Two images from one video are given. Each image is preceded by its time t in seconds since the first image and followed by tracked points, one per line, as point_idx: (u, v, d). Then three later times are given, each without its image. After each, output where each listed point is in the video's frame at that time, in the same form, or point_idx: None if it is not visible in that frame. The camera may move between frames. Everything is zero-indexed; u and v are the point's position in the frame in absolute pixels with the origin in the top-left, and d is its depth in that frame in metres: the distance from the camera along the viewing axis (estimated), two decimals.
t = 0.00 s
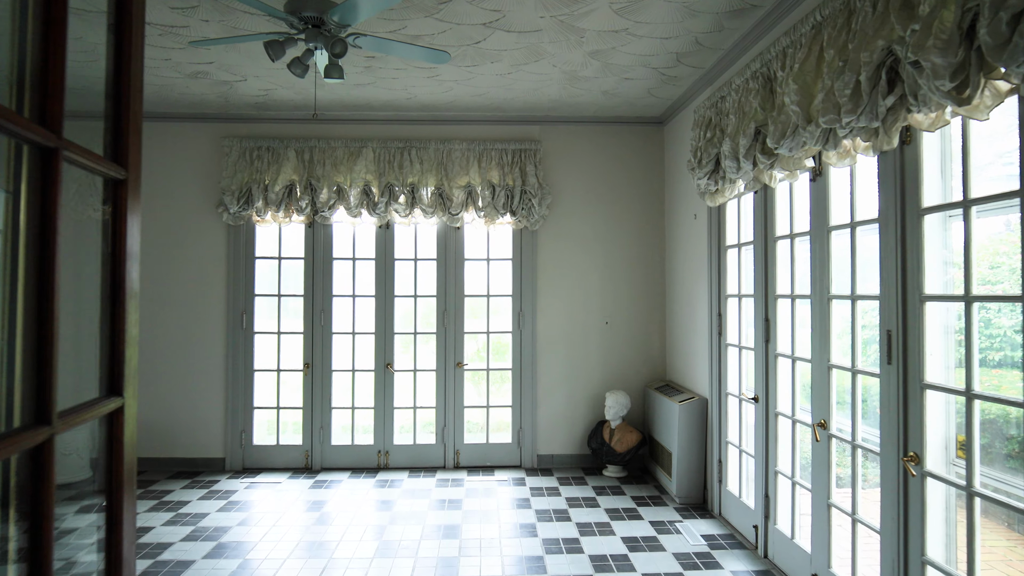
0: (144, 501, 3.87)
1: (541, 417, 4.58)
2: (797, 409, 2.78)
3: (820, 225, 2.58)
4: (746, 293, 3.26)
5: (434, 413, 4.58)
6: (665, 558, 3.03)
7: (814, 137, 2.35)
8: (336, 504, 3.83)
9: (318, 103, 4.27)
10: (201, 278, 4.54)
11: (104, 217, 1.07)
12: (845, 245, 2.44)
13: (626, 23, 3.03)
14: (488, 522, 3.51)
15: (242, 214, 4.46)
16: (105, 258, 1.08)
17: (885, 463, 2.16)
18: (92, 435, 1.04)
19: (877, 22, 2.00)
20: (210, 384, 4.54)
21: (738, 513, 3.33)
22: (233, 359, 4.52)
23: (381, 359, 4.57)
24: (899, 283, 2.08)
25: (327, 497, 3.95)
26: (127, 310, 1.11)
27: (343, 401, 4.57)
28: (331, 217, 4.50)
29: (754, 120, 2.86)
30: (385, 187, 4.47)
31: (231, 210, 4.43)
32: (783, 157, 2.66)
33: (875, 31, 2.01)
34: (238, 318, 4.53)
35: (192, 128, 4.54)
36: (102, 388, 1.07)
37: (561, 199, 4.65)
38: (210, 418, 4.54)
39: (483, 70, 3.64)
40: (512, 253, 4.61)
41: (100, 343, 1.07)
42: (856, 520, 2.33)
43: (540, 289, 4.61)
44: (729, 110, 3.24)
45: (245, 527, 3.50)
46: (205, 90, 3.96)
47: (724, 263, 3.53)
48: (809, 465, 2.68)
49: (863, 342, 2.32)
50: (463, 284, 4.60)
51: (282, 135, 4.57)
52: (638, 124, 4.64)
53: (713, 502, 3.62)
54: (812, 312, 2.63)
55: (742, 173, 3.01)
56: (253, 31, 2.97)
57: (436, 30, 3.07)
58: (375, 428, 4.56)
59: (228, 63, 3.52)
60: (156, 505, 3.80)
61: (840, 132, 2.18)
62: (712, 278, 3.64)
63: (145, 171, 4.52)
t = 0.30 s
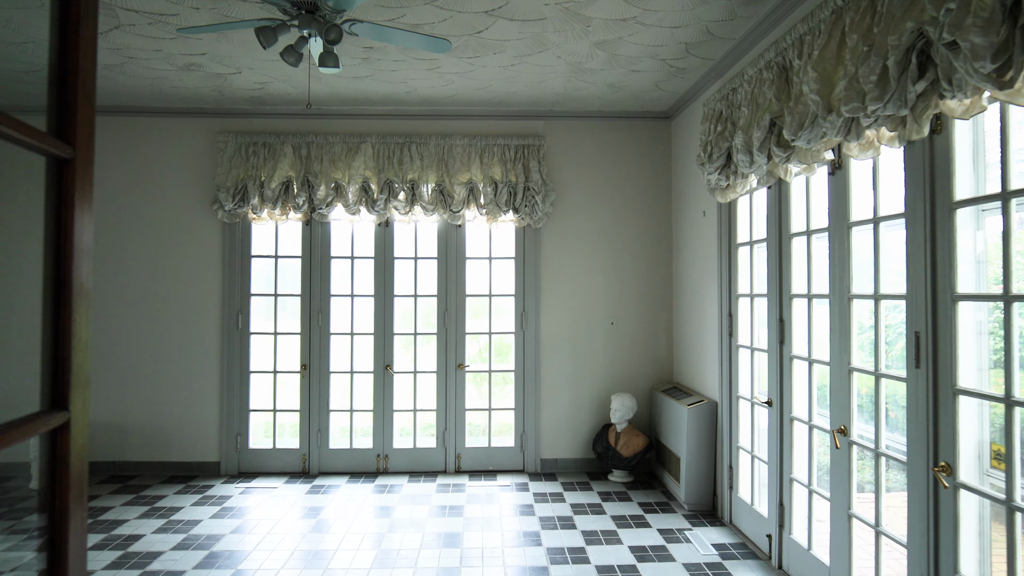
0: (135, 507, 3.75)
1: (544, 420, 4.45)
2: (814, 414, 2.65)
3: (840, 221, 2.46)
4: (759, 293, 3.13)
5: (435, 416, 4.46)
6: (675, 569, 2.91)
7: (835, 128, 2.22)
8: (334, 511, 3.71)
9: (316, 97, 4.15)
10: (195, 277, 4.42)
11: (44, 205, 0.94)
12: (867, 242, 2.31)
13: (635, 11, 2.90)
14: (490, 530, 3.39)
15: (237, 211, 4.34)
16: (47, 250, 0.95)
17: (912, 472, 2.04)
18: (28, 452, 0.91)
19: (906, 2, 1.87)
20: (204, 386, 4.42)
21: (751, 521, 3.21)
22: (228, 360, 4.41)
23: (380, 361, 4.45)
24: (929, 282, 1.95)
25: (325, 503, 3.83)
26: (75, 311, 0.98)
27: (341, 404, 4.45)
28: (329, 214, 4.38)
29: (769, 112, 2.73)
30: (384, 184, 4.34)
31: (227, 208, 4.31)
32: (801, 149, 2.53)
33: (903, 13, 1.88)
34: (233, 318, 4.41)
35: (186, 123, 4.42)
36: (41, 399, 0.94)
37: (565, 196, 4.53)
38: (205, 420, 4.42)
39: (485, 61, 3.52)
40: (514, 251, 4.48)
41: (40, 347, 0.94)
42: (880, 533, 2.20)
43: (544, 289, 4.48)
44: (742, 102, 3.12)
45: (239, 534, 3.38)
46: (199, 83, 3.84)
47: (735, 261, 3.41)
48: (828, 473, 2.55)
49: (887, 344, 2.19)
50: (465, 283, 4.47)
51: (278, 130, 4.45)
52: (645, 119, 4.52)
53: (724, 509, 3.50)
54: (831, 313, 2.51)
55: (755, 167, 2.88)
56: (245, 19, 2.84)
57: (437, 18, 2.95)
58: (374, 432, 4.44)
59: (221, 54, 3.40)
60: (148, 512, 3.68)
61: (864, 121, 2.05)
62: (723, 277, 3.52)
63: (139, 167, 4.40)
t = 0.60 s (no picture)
0: (127, 514, 3.64)
1: (549, 423, 4.33)
2: (834, 419, 2.52)
3: (862, 216, 2.33)
4: (774, 292, 3.00)
5: (437, 419, 4.33)
6: None
7: (859, 117, 2.09)
8: (332, 517, 3.59)
9: (313, 91, 4.03)
10: (190, 276, 4.31)
11: None
12: (893, 238, 2.18)
13: None
14: (493, 539, 3.26)
15: (233, 209, 4.23)
16: None
17: (945, 483, 1.91)
18: None
19: None
20: (200, 388, 4.30)
21: (765, 530, 3.08)
22: (224, 362, 4.29)
23: (381, 362, 4.33)
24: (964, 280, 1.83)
25: (323, 509, 3.71)
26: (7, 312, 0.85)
27: (340, 407, 4.33)
28: (328, 212, 4.26)
29: (786, 102, 2.60)
30: (384, 180, 4.22)
31: (222, 205, 4.20)
32: (821, 141, 2.41)
33: None
34: (229, 318, 4.29)
35: (181, 118, 4.31)
36: None
37: (570, 192, 4.40)
38: (200, 424, 4.31)
39: (488, 53, 3.39)
40: (518, 250, 4.36)
41: None
42: (908, 547, 2.07)
43: (548, 288, 4.36)
44: (755, 94, 2.99)
45: (233, 542, 3.26)
46: (193, 76, 3.73)
47: (748, 260, 3.28)
48: (849, 482, 2.42)
49: (915, 346, 2.07)
50: (467, 283, 4.35)
51: (276, 126, 4.33)
52: (652, 113, 4.39)
53: (736, 516, 3.37)
54: (853, 313, 2.38)
55: (771, 161, 2.76)
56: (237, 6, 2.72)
57: (438, 5, 2.84)
58: (373, 435, 4.32)
59: (214, 45, 3.28)
60: (139, 519, 3.56)
61: (892, 109, 1.93)
62: (735, 276, 3.39)
63: (132, 164, 4.29)
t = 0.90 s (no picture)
0: (119, 520, 3.52)
1: (554, 427, 4.20)
2: (858, 426, 2.39)
3: (889, 212, 2.20)
4: (791, 292, 2.87)
5: (439, 422, 4.21)
6: None
7: (888, 105, 1.97)
8: (331, 525, 3.46)
9: (313, 85, 3.91)
10: (185, 275, 4.19)
11: None
12: (923, 234, 2.06)
13: None
14: (498, 548, 3.14)
15: (230, 206, 4.11)
16: None
17: (984, 497, 1.78)
18: None
19: None
20: (196, 391, 4.19)
21: (781, 541, 2.95)
22: (220, 363, 4.17)
23: (382, 364, 4.21)
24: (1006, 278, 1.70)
25: (322, 516, 3.59)
26: None
27: (340, 410, 4.21)
28: (328, 209, 4.14)
29: (806, 93, 2.47)
30: (385, 176, 4.10)
31: (219, 202, 4.08)
32: (844, 132, 2.28)
33: None
34: (227, 319, 4.18)
35: (176, 113, 4.20)
36: None
37: (577, 189, 4.28)
38: (196, 427, 4.19)
39: (492, 43, 3.27)
40: (523, 248, 4.24)
41: None
42: (941, 564, 1.94)
43: (554, 288, 4.23)
44: (772, 84, 2.86)
45: (228, 551, 3.13)
46: (187, 69, 3.61)
47: (763, 259, 3.15)
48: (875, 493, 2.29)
49: (948, 348, 1.94)
50: (471, 282, 4.23)
51: (274, 121, 4.22)
52: (661, 108, 4.27)
53: (749, 526, 3.24)
54: (878, 314, 2.26)
55: (789, 154, 2.64)
56: None
57: None
58: (374, 439, 4.20)
59: (209, 35, 3.16)
60: (132, 526, 3.44)
61: (926, 95, 1.80)
62: (750, 276, 3.27)
63: (127, 160, 4.18)
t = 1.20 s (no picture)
0: (114, 527, 3.42)
1: (563, 431, 4.08)
2: (886, 434, 2.26)
3: (921, 207, 2.07)
4: (813, 292, 2.74)
5: (444, 426, 4.09)
6: None
7: (923, 93, 1.83)
8: (333, 532, 3.35)
9: (314, 78, 3.80)
10: (184, 274, 4.09)
11: None
12: (960, 230, 1.93)
13: None
14: (505, 558, 3.02)
15: (230, 204, 4.01)
16: None
17: None
18: None
19: None
20: (195, 393, 4.09)
21: (801, 552, 2.82)
22: (220, 365, 4.07)
23: (385, 366, 4.10)
24: None
25: (324, 523, 3.48)
26: None
27: (343, 413, 4.10)
28: (330, 206, 4.03)
29: (830, 82, 2.34)
30: (389, 172, 3.99)
31: (218, 200, 3.98)
32: (872, 122, 2.15)
33: None
34: (226, 319, 4.08)
35: (175, 108, 4.10)
36: None
37: (586, 186, 4.15)
38: (195, 430, 4.09)
39: (499, 33, 3.15)
40: (530, 247, 4.12)
41: None
42: None
43: (562, 287, 4.11)
44: (792, 74, 2.73)
45: (226, 560, 3.03)
46: (185, 61, 3.50)
47: (782, 257, 3.03)
48: (905, 505, 2.16)
49: (990, 352, 1.81)
50: (476, 282, 4.11)
51: (275, 116, 4.11)
52: (672, 102, 4.15)
53: (767, 535, 3.11)
54: (910, 315, 2.13)
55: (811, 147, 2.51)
56: None
57: None
58: (378, 442, 4.08)
59: (205, 25, 3.05)
60: (127, 533, 3.34)
61: (968, 80, 1.68)
62: (768, 275, 3.14)
63: (125, 157, 4.08)
